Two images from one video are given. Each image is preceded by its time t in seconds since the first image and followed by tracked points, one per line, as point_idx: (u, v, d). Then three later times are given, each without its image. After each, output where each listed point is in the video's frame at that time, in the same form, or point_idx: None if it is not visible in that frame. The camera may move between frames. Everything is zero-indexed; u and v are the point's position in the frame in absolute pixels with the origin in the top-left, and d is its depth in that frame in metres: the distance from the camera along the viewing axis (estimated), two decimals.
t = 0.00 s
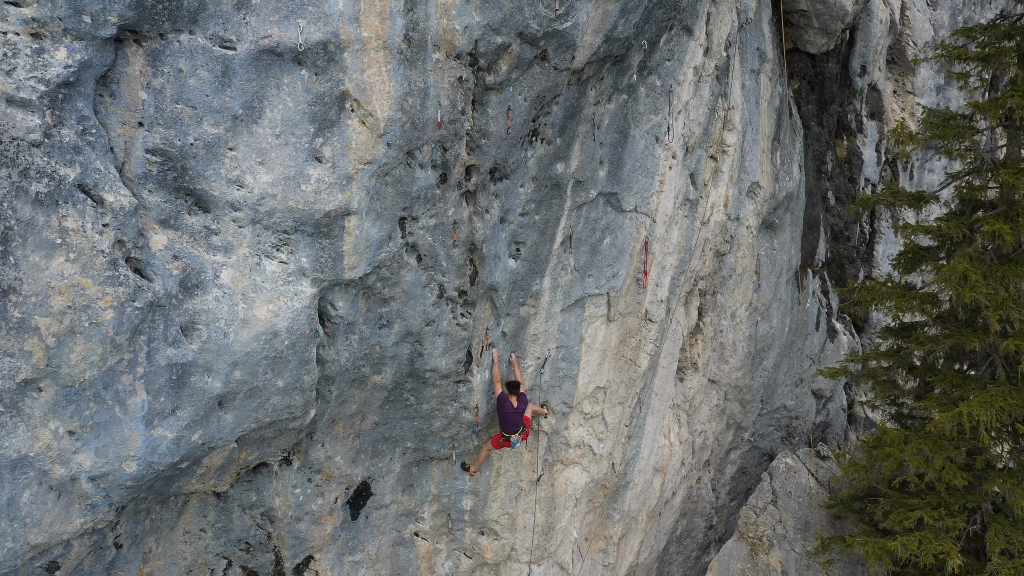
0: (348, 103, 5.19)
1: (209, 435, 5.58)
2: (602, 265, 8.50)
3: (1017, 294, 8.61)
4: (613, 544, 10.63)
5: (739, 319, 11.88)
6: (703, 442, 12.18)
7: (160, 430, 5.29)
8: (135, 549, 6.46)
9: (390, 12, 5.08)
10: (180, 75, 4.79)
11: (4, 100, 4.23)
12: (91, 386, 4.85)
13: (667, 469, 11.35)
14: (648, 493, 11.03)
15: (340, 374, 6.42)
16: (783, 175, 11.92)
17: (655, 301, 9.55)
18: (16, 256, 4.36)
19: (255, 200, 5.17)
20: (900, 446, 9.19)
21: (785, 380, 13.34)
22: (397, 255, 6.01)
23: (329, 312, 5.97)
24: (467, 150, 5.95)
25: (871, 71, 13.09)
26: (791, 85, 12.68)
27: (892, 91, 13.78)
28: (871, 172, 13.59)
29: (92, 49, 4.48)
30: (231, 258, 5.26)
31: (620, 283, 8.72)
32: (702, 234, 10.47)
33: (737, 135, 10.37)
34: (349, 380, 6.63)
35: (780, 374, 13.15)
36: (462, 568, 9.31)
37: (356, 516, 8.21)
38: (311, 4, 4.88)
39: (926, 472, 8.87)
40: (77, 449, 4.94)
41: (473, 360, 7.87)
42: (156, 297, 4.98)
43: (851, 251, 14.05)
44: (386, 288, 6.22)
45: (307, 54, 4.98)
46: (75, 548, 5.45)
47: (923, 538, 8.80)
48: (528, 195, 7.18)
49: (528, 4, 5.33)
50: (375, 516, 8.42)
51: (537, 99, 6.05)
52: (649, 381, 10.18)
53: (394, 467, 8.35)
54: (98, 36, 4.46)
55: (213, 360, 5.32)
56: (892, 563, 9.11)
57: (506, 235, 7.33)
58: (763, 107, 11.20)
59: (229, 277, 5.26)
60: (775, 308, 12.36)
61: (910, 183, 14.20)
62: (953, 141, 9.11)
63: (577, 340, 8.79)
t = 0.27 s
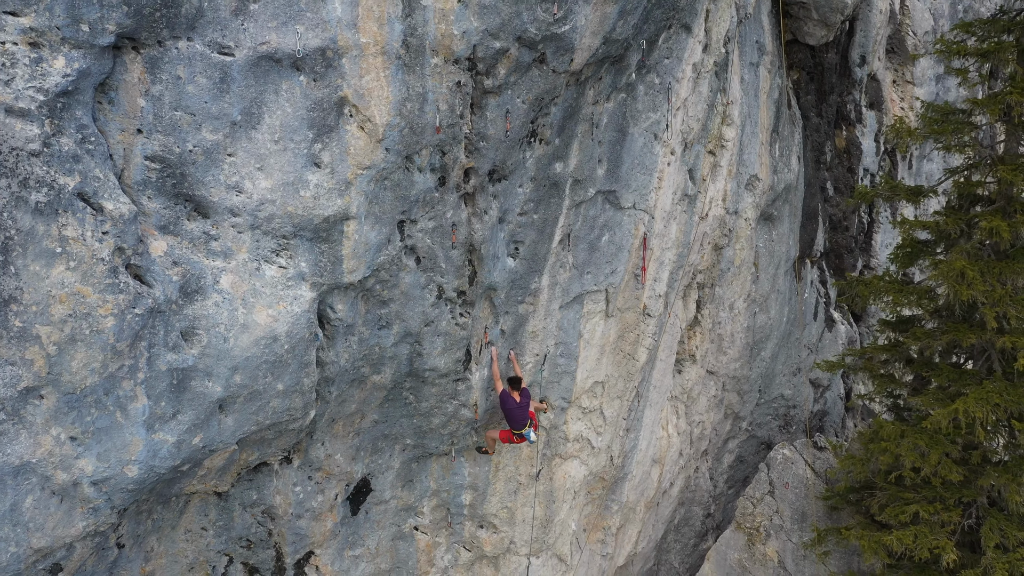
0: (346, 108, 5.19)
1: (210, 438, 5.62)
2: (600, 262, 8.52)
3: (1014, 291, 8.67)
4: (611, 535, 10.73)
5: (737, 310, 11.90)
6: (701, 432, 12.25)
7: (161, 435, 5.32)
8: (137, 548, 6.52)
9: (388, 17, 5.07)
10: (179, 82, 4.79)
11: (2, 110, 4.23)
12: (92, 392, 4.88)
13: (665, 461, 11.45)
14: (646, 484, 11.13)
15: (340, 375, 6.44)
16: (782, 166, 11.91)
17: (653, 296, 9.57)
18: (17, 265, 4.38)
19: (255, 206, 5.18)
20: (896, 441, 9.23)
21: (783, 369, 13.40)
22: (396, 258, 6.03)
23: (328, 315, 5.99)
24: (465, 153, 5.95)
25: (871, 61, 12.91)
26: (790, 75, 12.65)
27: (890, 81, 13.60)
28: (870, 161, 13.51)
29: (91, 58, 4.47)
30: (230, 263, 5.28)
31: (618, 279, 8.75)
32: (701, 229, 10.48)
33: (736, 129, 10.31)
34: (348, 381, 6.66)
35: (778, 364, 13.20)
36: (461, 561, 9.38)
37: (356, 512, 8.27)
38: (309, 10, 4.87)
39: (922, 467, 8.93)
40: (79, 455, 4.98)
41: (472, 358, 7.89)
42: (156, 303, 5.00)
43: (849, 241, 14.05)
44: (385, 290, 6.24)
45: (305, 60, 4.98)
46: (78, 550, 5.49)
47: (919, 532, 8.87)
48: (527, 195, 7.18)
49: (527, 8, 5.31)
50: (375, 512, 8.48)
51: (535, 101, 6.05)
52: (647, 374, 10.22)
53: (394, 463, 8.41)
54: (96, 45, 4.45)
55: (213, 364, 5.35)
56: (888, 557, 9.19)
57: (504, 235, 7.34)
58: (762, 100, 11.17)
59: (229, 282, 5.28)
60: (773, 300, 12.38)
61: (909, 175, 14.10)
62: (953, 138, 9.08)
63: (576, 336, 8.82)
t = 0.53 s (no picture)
0: (345, 114, 5.19)
1: (210, 442, 5.66)
2: (599, 259, 8.54)
3: (1011, 288, 8.66)
4: (609, 526, 10.82)
5: (735, 302, 11.89)
6: (699, 422, 12.31)
7: (162, 439, 5.36)
8: (140, 547, 6.58)
9: (386, 24, 5.07)
10: (178, 89, 4.79)
11: (1, 120, 4.23)
12: (94, 399, 4.90)
13: (664, 452, 11.55)
14: (645, 476, 11.23)
15: (340, 376, 6.47)
16: (781, 159, 11.89)
17: (652, 291, 9.60)
18: (18, 275, 4.40)
19: (254, 212, 5.19)
20: (893, 436, 9.27)
21: (781, 360, 13.44)
22: (395, 261, 6.05)
23: (327, 317, 6.02)
24: (464, 156, 5.95)
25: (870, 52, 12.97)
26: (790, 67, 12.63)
27: (889, 72, 13.50)
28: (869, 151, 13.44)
29: (89, 67, 4.47)
30: (230, 269, 5.30)
31: (616, 276, 8.78)
32: (699, 224, 10.48)
33: (735, 124, 10.25)
34: (348, 381, 6.70)
35: (776, 354, 13.24)
36: (460, 554, 9.46)
37: (356, 507, 8.33)
38: (307, 18, 4.87)
39: (918, 462, 8.97)
40: (81, 460, 5.01)
41: (471, 357, 7.92)
42: (157, 309, 5.02)
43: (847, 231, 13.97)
44: (384, 292, 6.27)
45: (304, 67, 4.98)
46: (81, 552, 5.54)
47: (914, 527, 8.94)
48: (526, 195, 7.19)
49: (525, 14, 5.29)
50: (375, 507, 8.54)
51: (534, 104, 6.05)
52: (645, 368, 10.27)
53: (394, 460, 8.47)
54: (95, 54, 4.45)
55: (213, 369, 5.37)
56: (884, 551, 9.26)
57: (503, 235, 7.35)
58: (761, 94, 11.14)
59: (229, 287, 5.30)
60: (771, 291, 12.38)
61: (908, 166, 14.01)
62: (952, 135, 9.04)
63: (575, 333, 8.85)
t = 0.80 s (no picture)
0: (344, 121, 5.20)
1: (212, 444, 5.71)
2: (597, 257, 8.56)
3: (1009, 285, 8.60)
4: (608, 516, 10.92)
5: (734, 294, 11.89)
6: (697, 413, 12.37)
7: (164, 442, 5.40)
8: (143, 546, 6.64)
9: (385, 30, 5.09)
10: (177, 97, 4.80)
11: (2, 131, 4.24)
12: (96, 405, 4.94)
13: (662, 443, 11.65)
14: (643, 466, 11.33)
15: (340, 377, 6.50)
16: (779, 150, 11.89)
17: (650, 286, 9.63)
18: (20, 284, 4.43)
19: (254, 218, 5.20)
20: (889, 430, 9.17)
21: (779, 349, 13.47)
22: (394, 264, 6.08)
23: (327, 320, 6.05)
24: (463, 159, 5.96)
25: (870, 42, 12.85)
26: (789, 59, 12.62)
27: (888, 62, 13.43)
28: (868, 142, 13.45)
29: (89, 76, 4.47)
30: (230, 274, 5.32)
31: (615, 272, 8.79)
32: (697, 218, 10.49)
33: (734, 119, 10.21)
34: (348, 381, 6.74)
35: (774, 344, 13.26)
36: (460, 547, 9.55)
37: (357, 503, 8.39)
38: (305, 25, 4.86)
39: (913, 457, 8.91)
40: (84, 464, 5.06)
41: (471, 355, 7.98)
42: (158, 315, 5.05)
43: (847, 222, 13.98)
44: (383, 294, 6.31)
45: (303, 74, 4.98)
46: (84, 553, 5.60)
47: (910, 521, 8.86)
48: (524, 195, 7.22)
49: (524, 20, 5.32)
50: (375, 503, 8.60)
51: (533, 107, 6.06)
52: (644, 362, 10.31)
53: (393, 456, 8.53)
54: (94, 63, 4.45)
55: (214, 373, 5.41)
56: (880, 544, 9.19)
57: (502, 235, 7.37)
58: (760, 87, 11.09)
59: (229, 293, 5.33)
60: (769, 282, 12.38)
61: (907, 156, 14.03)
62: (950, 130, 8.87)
63: (574, 330, 8.89)
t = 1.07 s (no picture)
0: (343, 127, 5.21)
1: (214, 447, 5.77)
2: (596, 254, 8.58)
3: (1005, 283, 8.45)
4: (606, 507, 11.01)
5: (733, 286, 11.97)
6: (695, 404, 12.45)
7: (166, 446, 5.45)
8: (146, 545, 6.71)
9: (384, 37, 5.09)
10: (176, 105, 4.81)
11: (2, 142, 4.25)
12: (99, 411, 4.98)
13: (660, 434, 11.74)
14: (642, 456, 11.43)
15: (340, 378, 6.55)
16: (778, 143, 11.83)
17: (649, 281, 9.66)
18: (22, 294, 4.45)
19: (254, 224, 5.22)
20: (886, 425, 8.98)
21: (778, 339, 13.45)
22: (393, 268, 6.12)
23: (328, 323, 6.08)
24: (462, 163, 5.98)
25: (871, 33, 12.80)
26: (788, 50, 12.46)
27: (887, 52, 13.27)
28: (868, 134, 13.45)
29: (89, 85, 4.47)
30: (231, 280, 5.35)
31: (614, 269, 8.81)
32: (696, 213, 10.50)
33: (733, 114, 10.18)
34: (348, 382, 6.78)
35: (772, 335, 13.24)
36: (459, 539, 9.64)
37: (357, 499, 8.45)
38: (305, 32, 4.87)
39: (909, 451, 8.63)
40: (87, 469, 5.10)
41: (471, 354, 8.04)
42: (159, 321, 5.08)
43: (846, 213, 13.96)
44: (383, 296, 6.34)
45: (302, 81, 5.00)
46: (88, 554, 5.66)
47: (905, 515, 8.52)
48: (523, 195, 7.27)
49: (522, 25, 5.31)
50: (375, 498, 8.67)
51: (532, 110, 6.09)
52: (642, 355, 10.36)
53: (393, 452, 8.60)
54: (94, 72, 4.46)
55: (215, 378, 5.45)
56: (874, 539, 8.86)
57: (501, 235, 7.40)
58: (759, 80, 11.03)
59: (229, 298, 5.36)
60: (768, 274, 12.41)
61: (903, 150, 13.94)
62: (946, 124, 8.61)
63: (573, 326, 8.95)
